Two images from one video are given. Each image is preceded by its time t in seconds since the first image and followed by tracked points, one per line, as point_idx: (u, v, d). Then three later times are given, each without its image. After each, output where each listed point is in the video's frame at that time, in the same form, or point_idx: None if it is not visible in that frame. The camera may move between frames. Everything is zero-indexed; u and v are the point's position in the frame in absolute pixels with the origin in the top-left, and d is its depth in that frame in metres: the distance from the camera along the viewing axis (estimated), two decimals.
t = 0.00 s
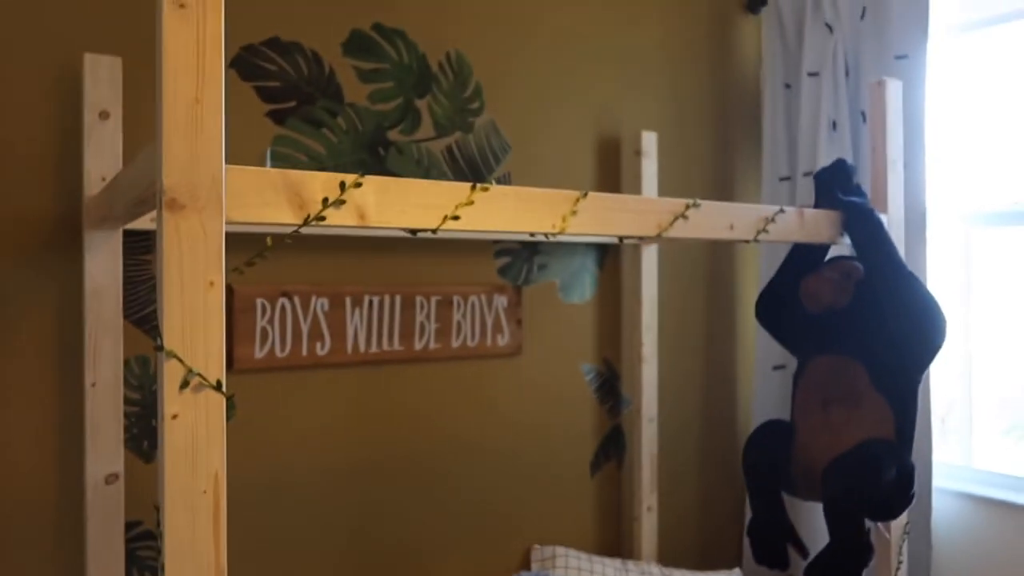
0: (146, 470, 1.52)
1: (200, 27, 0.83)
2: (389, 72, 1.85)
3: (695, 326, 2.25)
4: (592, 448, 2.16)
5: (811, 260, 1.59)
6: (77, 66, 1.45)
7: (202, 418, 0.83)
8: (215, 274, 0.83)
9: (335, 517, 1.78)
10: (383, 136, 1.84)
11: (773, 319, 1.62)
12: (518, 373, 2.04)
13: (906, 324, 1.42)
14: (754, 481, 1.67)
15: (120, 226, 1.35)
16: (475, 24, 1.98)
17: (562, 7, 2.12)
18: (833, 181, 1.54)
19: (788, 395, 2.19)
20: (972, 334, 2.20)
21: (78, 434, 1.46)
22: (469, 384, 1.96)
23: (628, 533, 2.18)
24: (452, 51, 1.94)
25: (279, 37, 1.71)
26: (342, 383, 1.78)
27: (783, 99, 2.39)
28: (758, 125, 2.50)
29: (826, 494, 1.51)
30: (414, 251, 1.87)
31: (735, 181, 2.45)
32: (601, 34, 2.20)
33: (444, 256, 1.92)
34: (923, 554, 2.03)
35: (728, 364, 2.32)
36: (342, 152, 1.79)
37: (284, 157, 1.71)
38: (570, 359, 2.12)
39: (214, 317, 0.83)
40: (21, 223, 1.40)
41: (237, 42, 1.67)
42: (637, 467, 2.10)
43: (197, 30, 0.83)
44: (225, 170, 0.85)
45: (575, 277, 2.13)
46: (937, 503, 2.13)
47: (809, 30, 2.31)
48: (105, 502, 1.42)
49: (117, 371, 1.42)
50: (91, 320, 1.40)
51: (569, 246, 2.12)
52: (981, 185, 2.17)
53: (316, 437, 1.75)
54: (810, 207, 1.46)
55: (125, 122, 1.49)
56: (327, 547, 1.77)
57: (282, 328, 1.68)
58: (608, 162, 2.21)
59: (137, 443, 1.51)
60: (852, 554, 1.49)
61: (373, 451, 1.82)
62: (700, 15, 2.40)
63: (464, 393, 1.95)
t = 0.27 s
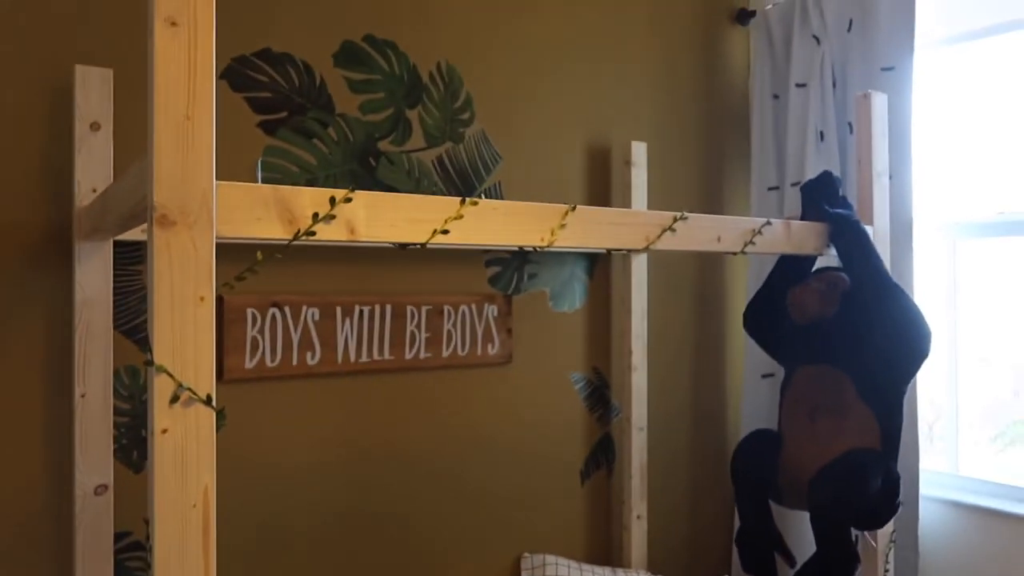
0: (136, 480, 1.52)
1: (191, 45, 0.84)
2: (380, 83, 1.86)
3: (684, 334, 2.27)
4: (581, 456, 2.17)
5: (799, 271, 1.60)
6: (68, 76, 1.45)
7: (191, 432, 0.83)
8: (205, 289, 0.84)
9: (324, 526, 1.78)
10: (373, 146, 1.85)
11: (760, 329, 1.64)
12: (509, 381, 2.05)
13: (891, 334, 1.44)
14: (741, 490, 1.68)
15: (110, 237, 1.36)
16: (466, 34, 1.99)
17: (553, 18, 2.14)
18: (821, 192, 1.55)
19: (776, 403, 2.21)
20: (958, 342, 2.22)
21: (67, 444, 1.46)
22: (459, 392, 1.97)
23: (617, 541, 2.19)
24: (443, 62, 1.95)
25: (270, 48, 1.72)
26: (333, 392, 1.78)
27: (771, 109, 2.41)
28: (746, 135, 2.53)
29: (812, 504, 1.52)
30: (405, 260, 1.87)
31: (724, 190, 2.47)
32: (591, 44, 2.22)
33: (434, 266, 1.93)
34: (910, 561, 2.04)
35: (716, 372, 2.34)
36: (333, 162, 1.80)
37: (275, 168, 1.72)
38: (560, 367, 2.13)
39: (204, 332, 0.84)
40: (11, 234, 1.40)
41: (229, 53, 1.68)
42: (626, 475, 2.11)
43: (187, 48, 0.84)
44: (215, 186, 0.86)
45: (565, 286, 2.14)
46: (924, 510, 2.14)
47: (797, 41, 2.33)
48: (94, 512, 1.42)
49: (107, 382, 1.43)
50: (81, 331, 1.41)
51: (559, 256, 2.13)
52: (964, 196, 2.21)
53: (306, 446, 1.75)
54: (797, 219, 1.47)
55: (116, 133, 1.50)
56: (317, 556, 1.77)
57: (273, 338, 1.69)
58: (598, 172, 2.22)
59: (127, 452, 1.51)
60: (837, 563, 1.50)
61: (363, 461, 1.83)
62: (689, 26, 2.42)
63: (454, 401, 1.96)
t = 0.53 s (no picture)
0: (129, 487, 1.53)
1: (185, 58, 0.85)
2: (373, 90, 1.87)
3: (676, 339, 2.28)
4: (574, 460, 2.18)
5: (789, 278, 1.62)
6: (61, 84, 1.45)
7: (184, 442, 0.84)
8: (199, 300, 0.85)
9: (318, 531, 1.78)
10: (367, 153, 1.86)
11: (750, 334, 1.65)
12: (502, 386, 2.06)
13: (880, 341, 1.45)
14: (732, 495, 1.69)
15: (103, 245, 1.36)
16: (460, 41, 2.00)
17: (546, 25, 2.15)
18: (810, 200, 1.57)
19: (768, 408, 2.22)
20: (946, 346, 2.24)
21: (61, 451, 1.46)
22: (452, 397, 1.97)
23: (610, 545, 2.20)
24: (436, 69, 1.96)
25: (264, 55, 1.72)
26: (326, 398, 1.79)
27: (763, 115, 2.43)
28: (738, 141, 2.55)
29: (801, 509, 1.53)
30: (398, 266, 1.88)
31: (716, 195, 2.49)
32: (584, 51, 2.23)
33: (427, 271, 1.93)
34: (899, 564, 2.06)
35: (708, 376, 2.35)
36: (326, 168, 1.81)
37: (269, 174, 1.73)
38: (553, 372, 2.14)
39: (197, 344, 0.85)
40: (4, 242, 1.41)
41: (222, 61, 1.68)
42: (619, 479, 2.12)
43: (182, 61, 0.85)
44: (208, 197, 0.87)
45: (558, 290, 2.15)
46: (914, 514, 2.16)
47: (788, 48, 2.35)
48: (87, 519, 1.43)
49: (100, 389, 1.43)
50: (74, 338, 1.41)
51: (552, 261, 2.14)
52: (953, 203, 2.23)
53: (299, 452, 1.76)
54: (786, 227, 1.48)
55: (109, 140, 1.50)
56: (310, 561, 1.77)
57: (266, 344, 1.69)
58: (590, 177, 2.23)
59: (120, 459, 1.52)
60: (826, 568, 1.52)
61: (356, 466, 1.83)
62: (682, 33, 2.43)
63: (447, 406, 1.97)
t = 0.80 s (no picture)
0: (122, 491, 1.53)
1: (178, 70, 0.86)
2: (366, 95, 1.87)
3: (668, 343, 2.30)
4: (566, 463, 2.19)
5: (778, 284, 1.63)
6: (55, 91, 1.46)
7: (177, 452, 0.85)
8: (191, 311, 0.86)
9: (310, 536, 1.79)
10: (359, 158, 1.86)
11: (739, 341, 1.67)
12: (494, 390, 2.07)
13: (867, 347, 1.47)
14: (721, 499, 1.71)
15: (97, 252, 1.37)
16: (452, 47, 2.01)
17: (538, 31, 2.16)
18: (800, 208, 1.58)
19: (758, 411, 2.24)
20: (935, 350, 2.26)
21: (53, 456, 1.47)
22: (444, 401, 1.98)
23: (601, 549, 2.21)
24: (429, 75, 1.97)
25: (257, 61, 1.73)
26: (318, 403, 1.80)
27: (754, 120, 2.45)
28: (730, 147, 2.56)
29: (789, 514, 1.55)
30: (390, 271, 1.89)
31: (707, 200, 2.51)
32: (576, 57, 2.24)
33: (419, 276, 1.94)
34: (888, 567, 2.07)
35: (699, 379, 2.37)
36: (319, 174, 1.81)
37: (262, 180, 1.73)
38: (545, 376, 2.16)
39: (189, 354, 0.86)
40: None
41: (215, 67, 1.69)
42: (610, 483, 2.14)
43: (175, 73, 0.86)
44: (201, 208, 0.88)
45: (550, 295, 2.16)
46: (902, 517, 2.18)
47: (779, 54, 2.37)
48: (80, 524, 1.43)
49: (93, 395, 1.44)
50: (67, 344, 1.42)
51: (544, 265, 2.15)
52: (942, 207, 2.25)
53: (291, 456, 1.77)
54: (776, 234, 1.50)
55: (103, 147, 1.51)
56: (301, 565, 1.78)
57: (259, 349, 1.70)
58: (582, 182, 2.25)
59: (113, 464, 1.52)
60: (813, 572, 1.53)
61: (348, 470, 1.84)
62: (674, 39, 2.45)
63: (439, 410, 1.97)
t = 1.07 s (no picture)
0: (111, 497, 1.54)
1: (168, 84, 0.87)
2: (356, 102, 1.88)
3: (656, 346, 2.32)
4: (554, 467, 2.20)
5: (764, 291, 1.66)
6: (44, 99, 1.46)
7: (166, 462, 0.86)
8: (180, 323, 0.87)
9: (299, 540, 1.80)
10: (349, 164, 1.88)
11: (726, 346, 1.69)
12: (483, 394, 2.08)
13: (849, 353, 1.49)
14: (707, 503, 1.73)
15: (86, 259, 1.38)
16: (441, 53, 2.02)
17: (527, 37, 2.18)
18: (785, 215, 1.61)
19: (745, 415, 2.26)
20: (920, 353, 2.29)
21: (43, 462, 1.47)
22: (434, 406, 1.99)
23: (590, 551, 2.23)
24: (418, 81, 1.98)
25: (246, 68, 1.74)
26: (308, 407, 1.81)
27: (742, 125, 2.46)
28: (718, 151, 2.58)
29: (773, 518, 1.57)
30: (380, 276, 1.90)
31: (696, 203, 2.52)
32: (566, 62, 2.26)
33: (408, 281, 1.95)
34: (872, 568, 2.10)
35: (687, 382, 2.39)
36: (309, 180, 1.82)
37: (252, 187, 1.74)
38: (534, 380, 2.17)
39: (178, 366, 0.87)
40: None
41: (205, 73, 1.69)
42: (598, 486, 2.15)
43: (165, 87, 0.86)
44: (190, 221, 0.89)
45: (539, 299, 2.17)
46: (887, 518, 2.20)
47: (766, 60, 2.39)
48: (70, 530, 1.44)
49: (83, 402, 1.44)
50: (57, 351, 1.42)
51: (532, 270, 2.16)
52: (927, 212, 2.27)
53: (280, 461, 1.77)
54: (761, 242, 1.52)
55: (93, 154, 1.51)
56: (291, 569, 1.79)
57: (248, 355, 1.71)
58: (571, 187, 2.26)
59: (102, 470, 1.53)
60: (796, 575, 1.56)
61: (337, 475, 1.85)
62: (662, 44, 2.47)
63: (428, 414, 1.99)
